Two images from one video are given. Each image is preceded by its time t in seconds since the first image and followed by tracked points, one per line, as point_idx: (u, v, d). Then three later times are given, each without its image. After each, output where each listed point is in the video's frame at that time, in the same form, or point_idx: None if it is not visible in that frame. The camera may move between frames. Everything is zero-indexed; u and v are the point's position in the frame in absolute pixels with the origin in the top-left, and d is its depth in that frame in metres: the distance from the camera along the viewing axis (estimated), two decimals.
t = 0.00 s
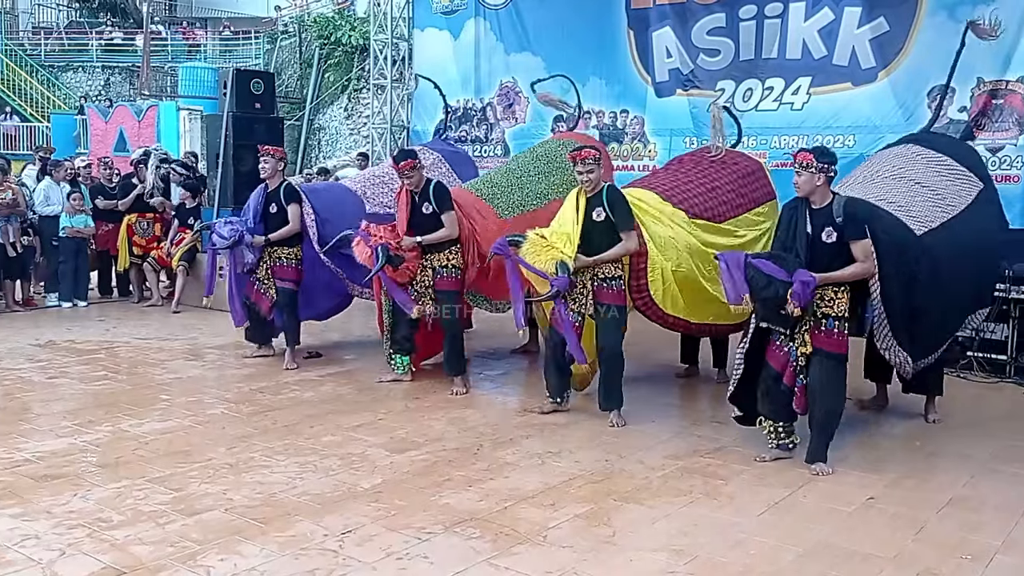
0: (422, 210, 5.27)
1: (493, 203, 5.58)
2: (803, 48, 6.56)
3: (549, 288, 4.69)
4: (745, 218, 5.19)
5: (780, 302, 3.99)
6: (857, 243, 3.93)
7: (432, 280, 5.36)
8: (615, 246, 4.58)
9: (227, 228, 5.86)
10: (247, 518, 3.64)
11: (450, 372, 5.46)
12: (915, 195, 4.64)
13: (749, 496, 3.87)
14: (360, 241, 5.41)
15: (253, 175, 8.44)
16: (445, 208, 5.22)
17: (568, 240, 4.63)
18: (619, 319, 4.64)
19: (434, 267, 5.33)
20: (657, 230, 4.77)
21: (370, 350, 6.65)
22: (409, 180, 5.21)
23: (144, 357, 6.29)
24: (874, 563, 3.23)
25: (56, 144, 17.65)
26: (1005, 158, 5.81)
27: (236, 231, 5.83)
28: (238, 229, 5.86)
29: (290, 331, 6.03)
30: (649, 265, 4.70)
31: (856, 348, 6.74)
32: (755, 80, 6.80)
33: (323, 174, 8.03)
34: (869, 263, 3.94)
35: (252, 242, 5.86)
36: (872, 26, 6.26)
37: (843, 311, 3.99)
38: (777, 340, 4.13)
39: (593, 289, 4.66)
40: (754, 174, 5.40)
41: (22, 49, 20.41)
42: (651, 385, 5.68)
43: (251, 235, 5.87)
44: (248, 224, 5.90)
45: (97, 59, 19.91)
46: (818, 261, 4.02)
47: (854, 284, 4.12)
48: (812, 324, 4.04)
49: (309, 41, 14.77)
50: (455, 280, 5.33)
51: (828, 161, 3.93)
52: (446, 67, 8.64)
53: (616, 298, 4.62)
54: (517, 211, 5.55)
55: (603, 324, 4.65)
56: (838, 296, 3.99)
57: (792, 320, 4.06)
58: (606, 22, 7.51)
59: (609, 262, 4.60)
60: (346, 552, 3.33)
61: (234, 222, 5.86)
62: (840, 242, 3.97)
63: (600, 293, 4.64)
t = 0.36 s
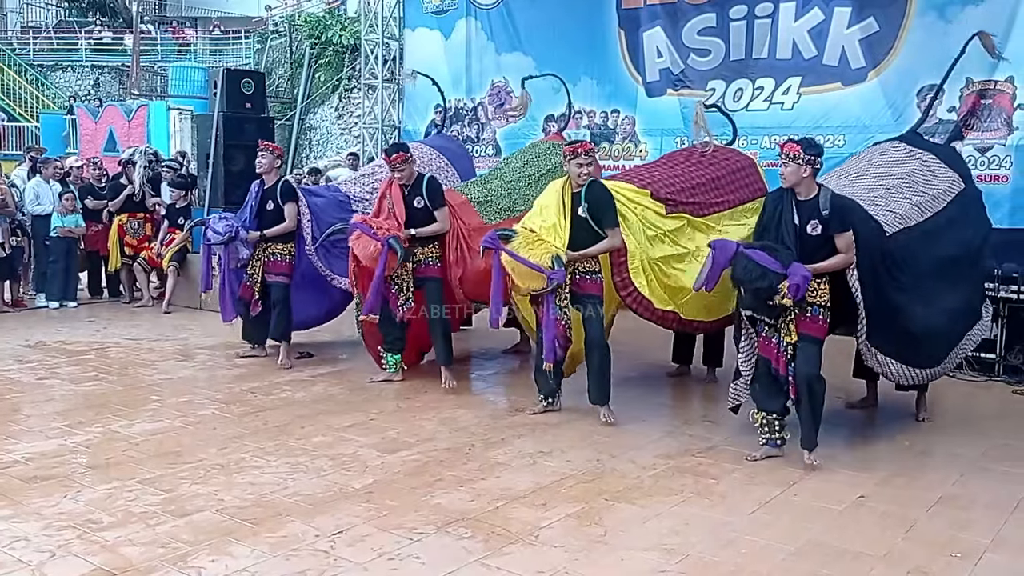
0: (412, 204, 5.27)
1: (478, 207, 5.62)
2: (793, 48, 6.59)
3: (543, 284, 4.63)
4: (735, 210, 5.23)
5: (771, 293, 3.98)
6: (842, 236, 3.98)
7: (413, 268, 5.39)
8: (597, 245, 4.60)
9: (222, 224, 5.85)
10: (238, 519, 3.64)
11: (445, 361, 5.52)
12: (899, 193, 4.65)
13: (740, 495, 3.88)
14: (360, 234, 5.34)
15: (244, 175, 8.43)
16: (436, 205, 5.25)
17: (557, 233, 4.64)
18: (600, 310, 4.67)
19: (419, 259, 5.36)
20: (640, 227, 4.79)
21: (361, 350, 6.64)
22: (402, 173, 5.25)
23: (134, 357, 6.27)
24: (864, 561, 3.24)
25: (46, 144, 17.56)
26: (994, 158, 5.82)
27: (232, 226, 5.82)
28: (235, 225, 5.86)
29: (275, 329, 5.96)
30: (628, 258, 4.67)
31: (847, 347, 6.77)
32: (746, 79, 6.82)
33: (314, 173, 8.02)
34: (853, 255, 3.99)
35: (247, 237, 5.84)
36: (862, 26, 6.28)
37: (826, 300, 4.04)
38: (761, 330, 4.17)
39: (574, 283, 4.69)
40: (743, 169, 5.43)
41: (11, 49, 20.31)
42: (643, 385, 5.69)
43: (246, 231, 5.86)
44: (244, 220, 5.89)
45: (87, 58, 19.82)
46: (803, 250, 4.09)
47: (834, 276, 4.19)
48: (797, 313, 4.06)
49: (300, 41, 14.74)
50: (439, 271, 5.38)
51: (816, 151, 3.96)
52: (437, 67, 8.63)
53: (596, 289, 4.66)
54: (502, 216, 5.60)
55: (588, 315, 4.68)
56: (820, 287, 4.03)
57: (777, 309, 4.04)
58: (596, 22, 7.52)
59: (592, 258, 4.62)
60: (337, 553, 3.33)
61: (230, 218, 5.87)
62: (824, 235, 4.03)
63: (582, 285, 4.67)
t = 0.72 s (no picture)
0: (408, 204, 5.26)
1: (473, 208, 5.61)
2: (786, 48, 6.60)
3: (545, 284, 4.63)
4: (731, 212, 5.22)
5: (764, 286, 4.02)
6: (840, 231, 3.95)
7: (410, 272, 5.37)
8: (603, 241, 4.60)
9: (223, 231, 5.89)
10: (232, 520, 3.63)
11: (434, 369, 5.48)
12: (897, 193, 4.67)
13: (735, 494, 3.89)
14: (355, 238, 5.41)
15: (238, 175, 8.41)
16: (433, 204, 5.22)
17: (557, 233, 4.65)
18: (598, 313, 4.65)
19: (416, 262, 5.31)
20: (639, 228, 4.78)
21: (356, 350, 6.64)
22: (397, 173, 5.22)
23: (128, 358, 6.26)
24: (858, 560, 3.25)
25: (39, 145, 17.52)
26: (986, 158, 5.83)
27: (233, 233, 5.85)
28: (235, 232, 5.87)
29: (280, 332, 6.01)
30: (631, 262, 4.68)
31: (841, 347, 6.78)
32: (740, 79, 6.83)
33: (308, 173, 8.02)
34: (851, 250, 3.98)
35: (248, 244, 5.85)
36: (855, 26, 6.30)
37: (824, 302, 4.02)
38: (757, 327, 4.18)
39: (577, 283, 4.65)
40: (736, 173, 5.43)
41: (3, 49, 20.25)
42: (637, 385, 5.69)
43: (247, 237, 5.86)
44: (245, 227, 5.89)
45: (80, 59, 19.76)
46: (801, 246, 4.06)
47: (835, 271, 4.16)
48: (793, 314, 4.07)
49: (294, 41, 14.73)
50: (435, 276, 5.32)
51: (810, 147, 3.96)
52: (431, 67, 8.63)
53: (597, 291, 4.63)
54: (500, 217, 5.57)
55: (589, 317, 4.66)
56: (819, 287, 4.02)
57: (774, 307, 4.10)
58: (590, 22, 7.52)
59: (597, 256, 4.59)
60: (331, 553, 3.32)
61: (231, 225, 5.89)
62: (821, 230, 4.00)
63: (585, 287, 4.64)
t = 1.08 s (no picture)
0: (407, 209, 5.28)
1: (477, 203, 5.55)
2: (787, 48, 6.60)
3: (536, 293, 4.65)
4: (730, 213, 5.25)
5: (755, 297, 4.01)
6: (833, 239, 3.96)
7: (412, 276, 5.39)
8: (599, 251, 4.61)
9: (224, 237, 5.85)
10: (233, 520, 3.63)
11: (433, 371, 5.48)
12: (892, 199, 4.67)
13: (736, 494, 3.89)
14: (349, 244, 5.33)
15: (238, 175, 8.41)
16: (432, 208, 5.24)
17: (552, 242, 4.67)
18: (603, 315, 4.67)
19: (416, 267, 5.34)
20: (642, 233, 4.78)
21: (356, 350, 6.64)
22: (400, 171, 5.24)
23: (129, 358, 6.26)
24: (859, 560, 3.25)
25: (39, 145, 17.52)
26: (987, 158, 5.84)
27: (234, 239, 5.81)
28: (237, 239, 5.85)
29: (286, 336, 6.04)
30: (634, 267, 4.68)
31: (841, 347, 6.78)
32: (740, 79, 6.83)
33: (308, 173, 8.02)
34: (843, 258, 3.99)
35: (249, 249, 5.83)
36: (855, 26, 6.30)
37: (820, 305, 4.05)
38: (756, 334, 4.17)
39: (578, 286, 4.67)
40: (739, 172, 5.41)
41: (4, 49, 20.25)
42: (637, 385, 5.69)
43: (249, 243, 5.85)
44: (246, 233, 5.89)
45: (80, 58, 19.75)
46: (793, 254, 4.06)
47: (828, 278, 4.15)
48: (790, 319, 4.08)
49: (294, 41, 14.73)
50: (437, 279, 5.36)
51: (801, 155, 3.97)
52: (431, 68, 8.64)
53: (600, 293, 4.65)
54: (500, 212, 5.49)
55: (592, 320, 4.67)
56: (815, 291, 4.05)
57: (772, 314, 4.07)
58: (590, 22, 7.52)
59: (598, 263, 4.62)
60: (332, 553, 3.32)
61: (232, 231, 5.86)
62: (814, 238, 4.00)
63: (586, 290, 4.66)
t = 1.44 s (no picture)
0: (413, 213, 5.28)
1: (475, 208, 5.51)
2: (788, 48, 6.60)
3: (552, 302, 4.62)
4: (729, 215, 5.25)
5: (774, 306, 3.98)
6: (831, 244, 4.07)
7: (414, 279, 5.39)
8: (598, 254, 4.63)
9: (223, 237, 5.88)
10: (235, 520, 3.63)
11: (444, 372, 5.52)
12: (892, 197, 4.60)
13: (738, 495, 3.89)
14: (365, 252, 5.36)
15: (240, 175, 8.42)
16: (435, 214, 5.27)
17: (560, 248, 4.62)
18: (603, 317, 4.67)
19: (419, 269, 5.36)
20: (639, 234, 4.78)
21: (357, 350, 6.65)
22: (405, 172, 5.25)
23: (131, 358, 6.26)
24: (861, 560, 3.25)
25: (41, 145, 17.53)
26: (989, 158, 5.83)
27: (230, 240, 5.84)
28: (234, 239, 5.87)
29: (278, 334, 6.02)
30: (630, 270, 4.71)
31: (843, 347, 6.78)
32: (741, 79, 6.83)
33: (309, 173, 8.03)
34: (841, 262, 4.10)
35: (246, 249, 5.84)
36: (857, 26, 6.30)
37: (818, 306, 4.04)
38: (751, 336, 4.16)
39: (580, 288, 4.69)
40: (740, 174, 5.42)
41: (5, 48, 20.26)
42: (639, 385, 5.70)
43: (247, 244, 5.87)
44: (244, 233, 5.90)
45: (82, 58, 19.75)
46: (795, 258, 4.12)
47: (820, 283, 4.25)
48: (790, 321, 4.05)
49: (295, 41, 14.72)
50: (440, 279, 5.39)
51: (800, 160, 3.98)
52: (432, 68, 8.63)
53: (602, 293, 4.67)
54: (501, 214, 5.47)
55: (596, 317, 4.68)
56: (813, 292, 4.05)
57: (772, 317, 4.05)
58: (592, 21, 7.52)
59: (598, 265, 4.63)
60: (335, 553, 3.33)
61: (230, 230, 5.89)
62: (814, 243, 4.09)
63: (590, 291, 4.67)
